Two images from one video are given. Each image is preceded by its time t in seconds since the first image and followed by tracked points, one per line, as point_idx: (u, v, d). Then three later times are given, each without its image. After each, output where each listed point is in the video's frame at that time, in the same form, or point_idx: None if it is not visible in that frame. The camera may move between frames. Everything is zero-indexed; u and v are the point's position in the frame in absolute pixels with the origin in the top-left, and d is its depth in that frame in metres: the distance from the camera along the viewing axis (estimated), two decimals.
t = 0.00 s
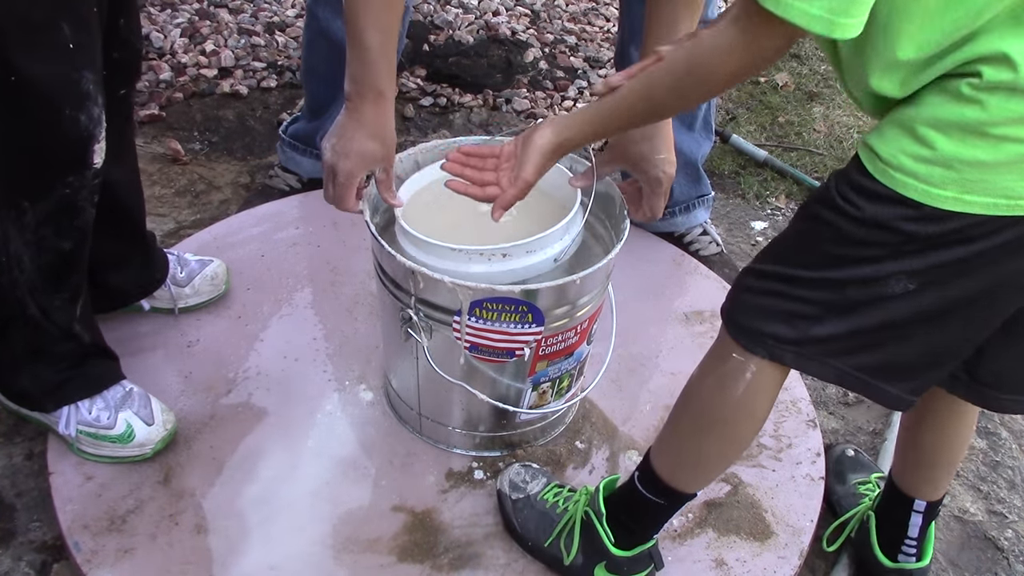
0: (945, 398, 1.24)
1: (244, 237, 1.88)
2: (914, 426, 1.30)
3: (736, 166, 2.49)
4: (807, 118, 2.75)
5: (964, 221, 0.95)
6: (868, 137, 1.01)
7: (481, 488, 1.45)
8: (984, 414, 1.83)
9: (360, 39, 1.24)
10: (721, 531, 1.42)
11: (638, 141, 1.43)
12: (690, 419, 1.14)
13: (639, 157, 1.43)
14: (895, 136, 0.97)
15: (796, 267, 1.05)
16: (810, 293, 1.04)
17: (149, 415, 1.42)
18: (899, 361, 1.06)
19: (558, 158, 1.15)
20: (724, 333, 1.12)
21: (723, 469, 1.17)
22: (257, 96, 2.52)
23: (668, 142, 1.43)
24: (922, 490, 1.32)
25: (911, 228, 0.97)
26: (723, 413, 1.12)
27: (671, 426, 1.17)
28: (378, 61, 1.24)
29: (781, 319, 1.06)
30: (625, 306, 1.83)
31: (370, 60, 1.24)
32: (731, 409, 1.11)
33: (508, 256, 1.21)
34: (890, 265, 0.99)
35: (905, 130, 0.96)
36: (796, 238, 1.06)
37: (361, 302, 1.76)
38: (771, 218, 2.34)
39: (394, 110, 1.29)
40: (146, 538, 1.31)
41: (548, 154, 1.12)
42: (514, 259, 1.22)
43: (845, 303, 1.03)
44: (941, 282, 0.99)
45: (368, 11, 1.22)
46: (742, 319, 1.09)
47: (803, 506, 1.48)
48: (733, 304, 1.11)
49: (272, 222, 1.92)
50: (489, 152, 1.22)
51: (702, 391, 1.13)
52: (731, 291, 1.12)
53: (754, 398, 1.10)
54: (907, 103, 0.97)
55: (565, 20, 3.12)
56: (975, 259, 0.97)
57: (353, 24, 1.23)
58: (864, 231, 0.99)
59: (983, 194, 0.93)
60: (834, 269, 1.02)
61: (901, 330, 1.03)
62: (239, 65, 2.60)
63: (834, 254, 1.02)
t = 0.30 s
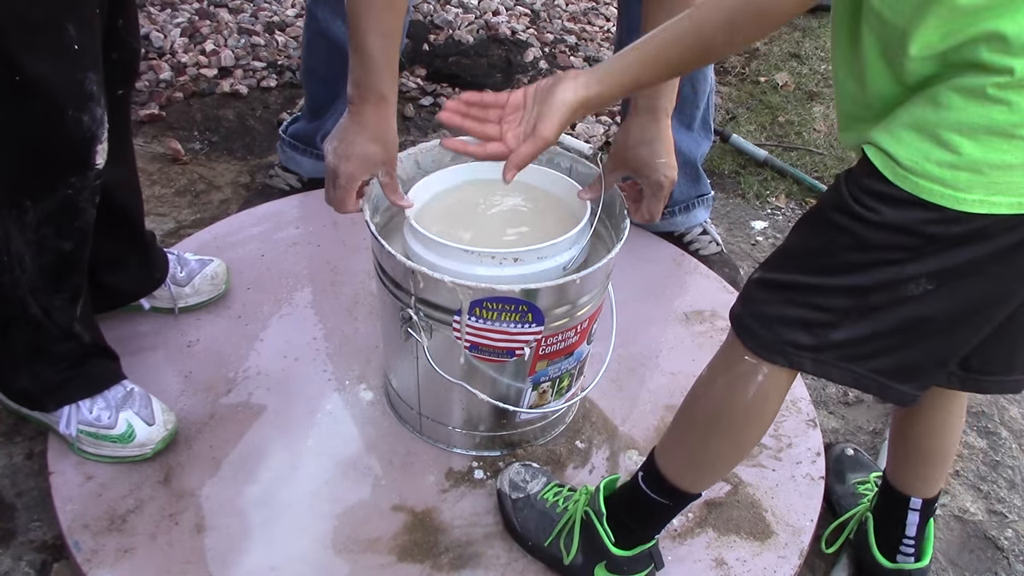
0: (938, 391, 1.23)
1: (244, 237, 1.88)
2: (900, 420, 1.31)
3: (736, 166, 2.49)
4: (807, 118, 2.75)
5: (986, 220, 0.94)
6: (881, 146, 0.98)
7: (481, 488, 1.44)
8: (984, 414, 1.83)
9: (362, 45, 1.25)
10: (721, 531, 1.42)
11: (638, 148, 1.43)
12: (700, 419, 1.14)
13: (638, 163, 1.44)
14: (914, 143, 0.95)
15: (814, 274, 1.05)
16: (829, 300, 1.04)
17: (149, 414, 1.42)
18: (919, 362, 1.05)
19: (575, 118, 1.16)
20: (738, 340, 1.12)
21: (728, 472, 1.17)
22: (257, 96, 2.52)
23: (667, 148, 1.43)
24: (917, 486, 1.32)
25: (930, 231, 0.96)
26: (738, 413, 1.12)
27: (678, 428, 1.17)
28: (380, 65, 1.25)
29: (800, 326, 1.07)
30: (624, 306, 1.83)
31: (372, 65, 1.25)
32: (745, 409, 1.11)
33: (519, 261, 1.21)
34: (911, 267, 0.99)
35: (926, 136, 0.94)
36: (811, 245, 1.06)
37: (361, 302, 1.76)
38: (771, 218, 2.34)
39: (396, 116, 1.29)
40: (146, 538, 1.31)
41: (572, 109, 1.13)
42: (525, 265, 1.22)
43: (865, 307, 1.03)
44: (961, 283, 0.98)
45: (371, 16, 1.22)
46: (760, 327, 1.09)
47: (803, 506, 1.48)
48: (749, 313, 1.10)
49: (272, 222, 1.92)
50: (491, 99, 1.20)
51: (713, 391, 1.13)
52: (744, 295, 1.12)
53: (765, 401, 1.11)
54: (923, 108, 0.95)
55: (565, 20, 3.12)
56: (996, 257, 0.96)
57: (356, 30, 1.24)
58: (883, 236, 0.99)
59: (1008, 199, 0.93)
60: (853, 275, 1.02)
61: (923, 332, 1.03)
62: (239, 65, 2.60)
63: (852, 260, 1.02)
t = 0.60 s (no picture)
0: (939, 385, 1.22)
1: (244, 237, 1.88)
2: (896, 418, 1.30)
3: (736, 166, 2.49)
4: (807, 118, 2.75)
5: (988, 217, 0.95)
6: (893, 145, 0.96)
7: (481, 488, 1.44)
8: (984, 414, 1.83)
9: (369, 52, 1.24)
10: (721, 531, 1.42)
11: (640, 156, 1.43)
12: (700, 420, 1.14)
13: (640, 171, 1.43)
14: (929, 142, 0.95)
15: (817, 272, 1.04)
16: (831, 298, 1.04)
17: (150, 415, 1.42)
18: (918, 358, 1.06)
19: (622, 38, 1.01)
20: (738, 339, 1.11)
21: (727, 471, 1.17)
22: (257, 96, 2.52)
23: (668, 156, 1.44)
24: (913, 485, 1.32)
25: (935, 226, 0.96)
26: (738, 413, 1.11)
27: (678, 427, 1.16)
28: (386, 72, 1.24)
29: (803, 324, 1.06)
30: (624, 306, 1.83)
31: (379, 73, 1.24)
32: (744, 409, 1.11)
33: (518, 269, 1.21)
34: (915, 264, 0.99)
35: (943, 134, 0.94)
36: (813, 243, 1.04)
37: (360, 302, 1.76)
38: (771, 218, 2.34)
39: (401, 124, 1.29)
40: (146, 538, 1.31)
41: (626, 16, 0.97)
42: (525, 272, 1.22)
43: (869, 305, 1.03)
44: (962, 278, 0.99)
45: (378, 24, 1.21)
46: (763, 327, 1.08)
47: (803, 506, 1.48)
48: (751, 311, 1.09)
49: (272, 222, 1.92)
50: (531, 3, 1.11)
51: (712, 392, 1.12)
52: (743, 294, 1.11)
53: (765, 398, 1.10)
54: (931, 104, 0.94)
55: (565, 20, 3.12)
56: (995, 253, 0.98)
57: (363, 36, 1.23)
58: (889, 232, 0.98)
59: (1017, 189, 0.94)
60: (857, 272, 1.01)
61: (921, 330, 1.03)
62: (240, 65, 2.60)
63: (857, 257, 1.01)
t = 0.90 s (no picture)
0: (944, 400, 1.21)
1: (244, 237, 1.88)
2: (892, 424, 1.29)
3: (736, 166, 2.49)
4: (807, 118, 2.75)
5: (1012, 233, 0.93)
6: (933, 138, 0.95)
7: (481, 488, 1.45)
8: (984, 414, 1.83)
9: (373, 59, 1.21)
10: (721, 531, 1.42)
11: (638, 162, 1.43)
12: (718, 430, 1.13)
13: (639, 177, 1.43)
14: (969, 137, 0.93)
15: (838, 295, 1.03)
16: (858, 324, 1.02)
17: (150, 415, 1.42)
18: (946, 384, 1.03)
19: None
20: (757, 362, 1.10)
21: (732, 484, 1.18)
22: (257, 96, 2.52)
23: (665, 162, 1.43)
24: (911, 488, 1.32)
25: (959, 245, 0.95)
26: (759, 428, 1.11)
27: (693, 435, 1.16)
28: (392, 81, 1.23)
29: (831, 353, 1.04)
30: (624, 306, 1.83)
31: (383, 80, 1.22)
32: (766, 425, 1.10)
33: (518, 275, 1.22)
34: (940, 287, 0.97)
35: (987, 130, 0.92)
36: (833, 265, 1.03)
37: (360, 302, 1.76)
38: (771, 218, 2.34)
39: (405, 129, 1.27)
40: (146, 538, 1.31)
41: None
42: (525, 277, 1.23)
43: (892, 329, 1.01)
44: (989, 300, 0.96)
45: (381, 31, 1.18)
46: (785, 353, 1.06)
47: (803, 506, 1.48)
48: (772, 338, 1.08)
49: (272, 222, 1.92)
50: None
51: (733, 402, 1.11)
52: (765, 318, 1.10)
53: (786, 414, 1.10)
54: (974, 98, 0.92)
55: (565, 20, 3.12)
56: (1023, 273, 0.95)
57: (367, 41, 1.19)
58: (912, 253, 0.97)
59: None
60: (882, 297, 1.00)
61: (953, 355, 1.01)
62: (239, 65, 2.60)
63: (881, 281, 1.00)
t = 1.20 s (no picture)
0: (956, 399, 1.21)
1: (244, 237, 1.88)
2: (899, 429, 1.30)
3: (736, 166, 2.49)
4: (807, 118, 2.75)
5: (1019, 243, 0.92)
6: (954, 131, 0.96)
7: (481, 488, 1.45)
8: (984, 414, 1.83)
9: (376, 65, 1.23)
10: (721, 531, 1.42)
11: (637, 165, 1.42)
12: (717, 437, 1.13)
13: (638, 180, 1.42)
14: (991, 134, 0.93)
15: (841, 302, 1.03)
16: (861, 331, 1.02)
17: (151, 415, 1.42)
18: (950, 395, 1.02)
19: None
20: (757, 367, 1.10)
21: (731, 490, 1.19)
22: (257, 96, 2.52)
23: (665, 165, 1.42)
24: (913, 490, 1.32)
25: (964, 253, 0.94)
26: (758, 436, 1.11)
27: (693, 440, 1.15)
28: (394, 86, 1.23)
29: (833, 360, 1.04)
30: (624, 306, 1.83)
31: (383, 85, 1.23)
32: (765, 429, 1.10)
33: (517, 277, 1.22)
34: (944, 296, 0.96)
35: (1010, 127, 0.93)
36: (836, 272, 1.03)
37: (360, 302, 1.76)
38: (771, 218, 2.34)
39: (406, 134, 1.28)
40: (147, 538, 1.31)
41: None
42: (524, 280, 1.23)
43: (896, 337, 1.00)
44: (995, 312, 0.96)
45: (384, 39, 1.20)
46: (786, 360, 1.06)
47: (803, 506, 1.48)
48: (773, 345, 1.08)
49: (272, 222, 1.92)
50: None
51: (732, 410, 1.12)
52: (767, 325, 1.09)
53: (784, 419, 1.11)
54: (1000, 94, 0.93)
55: (565, 20, 3.12)
56: None
57: (370, 47, 1.21)
58: (916, 260, 0.97)
59: None
60: (886, 304, 1.00)
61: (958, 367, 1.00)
62: (239, 65, 2.60)
63: (885, 289, 1.00)
